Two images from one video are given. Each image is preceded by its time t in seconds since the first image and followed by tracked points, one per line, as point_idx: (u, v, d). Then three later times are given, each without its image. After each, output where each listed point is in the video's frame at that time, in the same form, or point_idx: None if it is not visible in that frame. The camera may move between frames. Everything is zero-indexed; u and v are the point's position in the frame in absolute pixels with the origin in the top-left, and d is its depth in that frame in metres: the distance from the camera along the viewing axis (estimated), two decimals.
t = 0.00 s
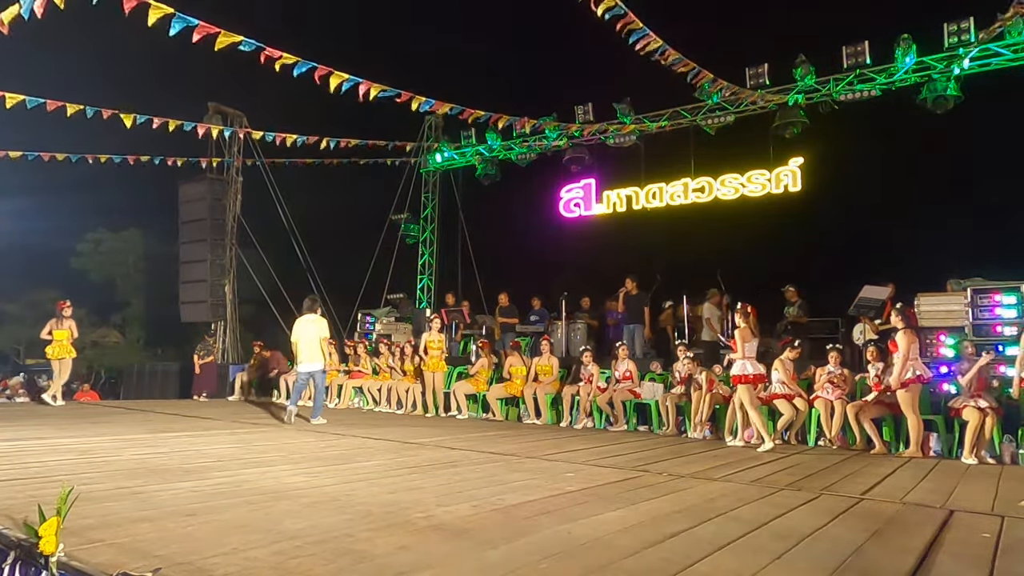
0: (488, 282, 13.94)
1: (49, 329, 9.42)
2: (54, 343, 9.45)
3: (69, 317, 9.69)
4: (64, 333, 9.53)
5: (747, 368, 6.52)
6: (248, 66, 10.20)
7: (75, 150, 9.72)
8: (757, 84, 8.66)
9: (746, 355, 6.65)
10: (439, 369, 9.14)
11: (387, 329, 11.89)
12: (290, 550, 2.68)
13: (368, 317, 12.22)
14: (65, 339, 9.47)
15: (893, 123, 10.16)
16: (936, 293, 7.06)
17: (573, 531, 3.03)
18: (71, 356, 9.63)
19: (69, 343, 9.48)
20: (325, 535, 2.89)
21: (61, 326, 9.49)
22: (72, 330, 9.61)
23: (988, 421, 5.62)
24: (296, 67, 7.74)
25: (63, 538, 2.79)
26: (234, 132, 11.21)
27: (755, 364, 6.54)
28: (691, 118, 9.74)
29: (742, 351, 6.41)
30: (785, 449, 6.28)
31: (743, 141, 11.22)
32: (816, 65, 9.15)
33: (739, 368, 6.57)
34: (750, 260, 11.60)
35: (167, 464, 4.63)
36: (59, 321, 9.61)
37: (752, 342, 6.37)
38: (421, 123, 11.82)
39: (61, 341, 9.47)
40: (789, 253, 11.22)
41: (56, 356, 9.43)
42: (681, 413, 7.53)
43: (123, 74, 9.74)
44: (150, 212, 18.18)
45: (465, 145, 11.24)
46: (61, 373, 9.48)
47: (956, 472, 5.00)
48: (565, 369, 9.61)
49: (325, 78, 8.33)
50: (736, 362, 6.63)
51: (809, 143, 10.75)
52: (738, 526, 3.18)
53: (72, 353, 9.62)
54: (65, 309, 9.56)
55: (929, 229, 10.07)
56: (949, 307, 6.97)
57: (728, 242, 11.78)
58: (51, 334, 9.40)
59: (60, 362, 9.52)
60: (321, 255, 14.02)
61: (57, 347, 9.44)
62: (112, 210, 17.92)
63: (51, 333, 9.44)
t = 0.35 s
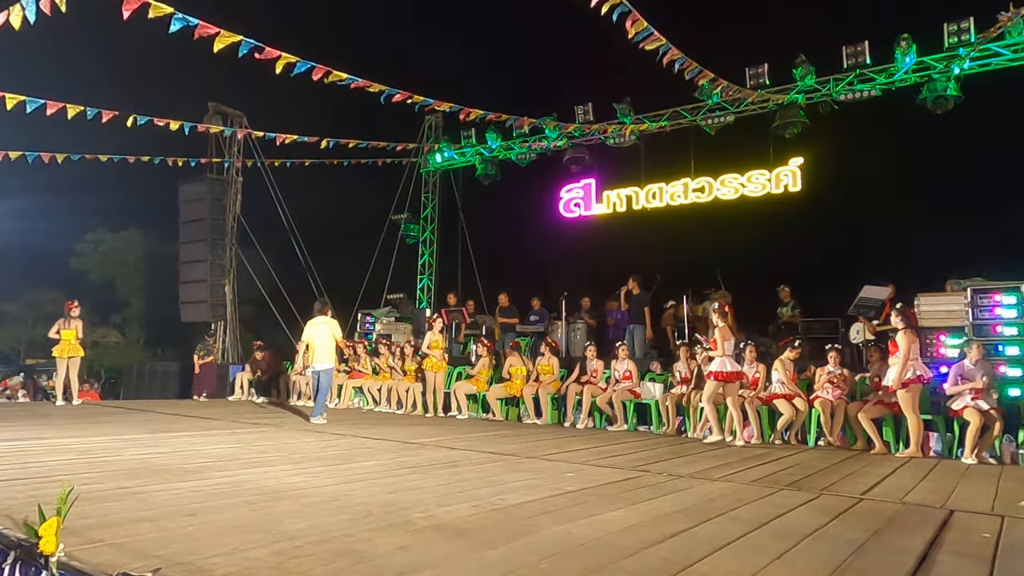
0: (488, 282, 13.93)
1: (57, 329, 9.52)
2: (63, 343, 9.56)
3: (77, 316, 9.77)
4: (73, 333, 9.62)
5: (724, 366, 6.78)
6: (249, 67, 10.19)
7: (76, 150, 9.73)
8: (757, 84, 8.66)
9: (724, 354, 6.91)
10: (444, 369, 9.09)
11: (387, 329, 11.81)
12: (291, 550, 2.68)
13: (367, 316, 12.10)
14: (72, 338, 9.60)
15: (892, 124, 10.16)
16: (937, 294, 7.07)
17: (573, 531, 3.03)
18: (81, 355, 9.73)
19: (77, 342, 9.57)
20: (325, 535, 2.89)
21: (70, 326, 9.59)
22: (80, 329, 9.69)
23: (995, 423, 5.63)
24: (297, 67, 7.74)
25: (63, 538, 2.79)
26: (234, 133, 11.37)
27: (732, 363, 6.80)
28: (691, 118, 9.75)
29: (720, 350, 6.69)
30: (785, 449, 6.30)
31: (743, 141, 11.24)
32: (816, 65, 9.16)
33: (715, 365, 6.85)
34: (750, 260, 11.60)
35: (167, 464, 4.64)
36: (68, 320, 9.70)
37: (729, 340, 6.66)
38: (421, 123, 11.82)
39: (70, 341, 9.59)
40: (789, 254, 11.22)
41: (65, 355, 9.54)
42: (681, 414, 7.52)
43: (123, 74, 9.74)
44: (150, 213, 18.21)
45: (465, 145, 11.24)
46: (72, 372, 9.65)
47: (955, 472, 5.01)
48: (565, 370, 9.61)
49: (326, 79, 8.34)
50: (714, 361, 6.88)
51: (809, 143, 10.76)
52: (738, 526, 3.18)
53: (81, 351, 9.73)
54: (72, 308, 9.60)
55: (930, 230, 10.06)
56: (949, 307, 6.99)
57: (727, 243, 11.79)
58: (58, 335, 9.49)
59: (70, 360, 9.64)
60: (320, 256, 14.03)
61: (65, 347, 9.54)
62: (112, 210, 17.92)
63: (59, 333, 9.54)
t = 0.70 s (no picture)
0: (487, 282, 13.92)
1: (65, 329, 9.52)
2: (70, 343, 9.58)
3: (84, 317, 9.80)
4: (80, 334, 9.65)
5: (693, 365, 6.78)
6: (249, 67, 10.19)
7: (76, 151, 9.73)
8: (757, 84, 8.66)
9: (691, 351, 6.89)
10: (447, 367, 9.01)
11: (386, 329, 11.78)
12: (290, 550, 2.68)
13: (367, 316, 12.09)
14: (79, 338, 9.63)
15: (893, 123, 10.16)
16: (936, 294, 7.09)
17: (573, 531, 3.03)
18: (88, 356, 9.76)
19: (84, 344, 9.61)
20: (325, 535, 2.89)
21: (78, 327, 9.61)
22: (88, 331, 9.72)
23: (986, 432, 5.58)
24: (296, 67, 7.74)
25: (63, 538, 2.79)
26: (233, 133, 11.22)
27: (701, 361, 6.77)
28: (691, 118, 9.75)
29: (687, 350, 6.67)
30: (785, 449, 6.29)
31: (743, 142, 11.24)
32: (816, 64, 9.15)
33: (686, 363, 6.82)
34: (750, 260, 11.60)
35: (167, 464, 4.64)
36: (75, 321, 9.72)
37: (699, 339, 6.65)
38: (421, 123, 11.81)
39: (78, 342, 9.62)
40: (789, 254, 11.22)
41: (70, 356, 9.56)
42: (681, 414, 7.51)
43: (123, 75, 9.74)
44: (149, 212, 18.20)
45: (465, 145, 11.23)
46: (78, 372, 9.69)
47: (955, 472, 5.01)
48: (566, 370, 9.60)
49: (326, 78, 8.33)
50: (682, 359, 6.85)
51: (810, 143, 10.76)
52: (739, 526, 3.18)
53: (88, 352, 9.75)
54: (80, 309, 9.62)
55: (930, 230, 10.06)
56: (949, 306, 7.00)
57: (728, 243, 11.79)
58: (66, 335, 9.50)
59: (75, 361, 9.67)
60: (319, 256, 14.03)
61: (72, 347, 9.57)
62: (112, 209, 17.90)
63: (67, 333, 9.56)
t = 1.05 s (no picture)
0: (488, 282, 13.92)
1: (65, 329, 9.53)
2: (68, 343, 9.56)
3: (84, 317, 9.81)
4: (81, 334, 9.66)
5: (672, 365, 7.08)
6: (250, 68, 10.19)
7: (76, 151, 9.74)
8: (757, 84, 8.66)
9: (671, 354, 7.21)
10: (449, 365, 8.98)
11: (387, 329, 11.76)
12: (290, 550, 2.68)
13: (367, 316, 12.09)
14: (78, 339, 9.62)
15: (893, 123, 10.16)
16: (936, 294, 7.08)
17: (573, 531, 3.03)
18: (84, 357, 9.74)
19: (82, 345, 9.59)
20: (325, 534, 2.89)
21: (79, 327, 9.61)
22: (88, 332, 9.73)
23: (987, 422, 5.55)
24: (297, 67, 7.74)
25: (63, 538, 2.79)
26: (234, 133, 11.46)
27: (679, 360, 7.09)
28: (691, 118, 9.75)
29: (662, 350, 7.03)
30: (785, 449, 6.29)
31: (743, 142, 11.25)
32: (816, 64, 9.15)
33: (667, 364, 7.16)
34: (751, 260, 11.60)
35: (167, 464, 4.63)
36: (76, 321, 9.73)
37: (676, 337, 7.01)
38: (421, 124, 11.81)
39: (77, 342, 9.61)
40: (789, 253, 11.22)
41: (67, 355, 9.54)
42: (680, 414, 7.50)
43: (123, 75, 9.74)
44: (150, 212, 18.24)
45: (465, 145, 11.21)
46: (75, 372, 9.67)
47: (955, 472, 5.01)
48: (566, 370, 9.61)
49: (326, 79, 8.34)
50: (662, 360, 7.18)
51: (809, 142, 10.77)
52: (738, 526, 3.18)
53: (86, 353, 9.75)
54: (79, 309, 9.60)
55: (929, 230, 10.06)
56: (949, 307, 6.99)
57: (728, 243, 11.79)
58: (66, 335, 9.49)
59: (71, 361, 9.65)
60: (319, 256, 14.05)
61: (72, 347, 9.55)
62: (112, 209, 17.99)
63: (67, 332, 9.55)
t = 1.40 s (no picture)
0: (487, 282, 13.92)
1: (66, 329, 9.57)
2: (70, 342, 9.59)
3: (85, 317, 9.84)
4: (82, 334, 9.68)
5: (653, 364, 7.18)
6: (250, 68, 10.19)
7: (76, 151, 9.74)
8: (757, 84, 8.66)
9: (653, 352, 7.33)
10: (446, 366, 8.93)
11: (387, 329, 11.72)
12: (291, 550, 2.68)
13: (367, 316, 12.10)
14: (80, 339, 9.64)
15: (893, 123, 10.15)
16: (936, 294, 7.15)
17: (573, 531, 3.04)
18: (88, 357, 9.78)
19: (85, 344, 9.62)
20: (324, 534, 2.89)
21: (81, 327, 9.67)
22: (89, 332, 9.75)
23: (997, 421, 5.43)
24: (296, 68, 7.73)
25: (63, 538, 2.79)
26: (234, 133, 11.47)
27: (660, 359, 7.18)
28: (691, 118, 9.75)
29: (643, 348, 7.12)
30: (785, 449, 6.29)
31: (744, 142, 11.26)
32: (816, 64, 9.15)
33: (646, 363, 7.24)
34: (751, 260, 11.60)
35: (167, 464, 4.63)
36: (76, 321, 9.75)
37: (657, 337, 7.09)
38: (421, 124, 11.80)
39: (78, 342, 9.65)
40: (790, 253, 11.22)
41: (69, 355, 9.55)
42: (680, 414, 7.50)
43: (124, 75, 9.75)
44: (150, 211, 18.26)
45: (465, 145, 11.21)
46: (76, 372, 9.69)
47: (955, 473, 5.01)
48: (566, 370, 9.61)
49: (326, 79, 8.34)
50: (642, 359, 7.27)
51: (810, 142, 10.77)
52: (738, 526, 3.18)
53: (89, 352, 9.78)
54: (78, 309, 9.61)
55: (930, 229, 10.05)
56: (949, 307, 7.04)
57: (727, 242, 11.79)
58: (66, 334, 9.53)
59: (72, 361, 9.66)
60: (320, 255, 14.07)
61: (73, 347, 9.58)
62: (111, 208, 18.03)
63: (68, 332, 9.59)
